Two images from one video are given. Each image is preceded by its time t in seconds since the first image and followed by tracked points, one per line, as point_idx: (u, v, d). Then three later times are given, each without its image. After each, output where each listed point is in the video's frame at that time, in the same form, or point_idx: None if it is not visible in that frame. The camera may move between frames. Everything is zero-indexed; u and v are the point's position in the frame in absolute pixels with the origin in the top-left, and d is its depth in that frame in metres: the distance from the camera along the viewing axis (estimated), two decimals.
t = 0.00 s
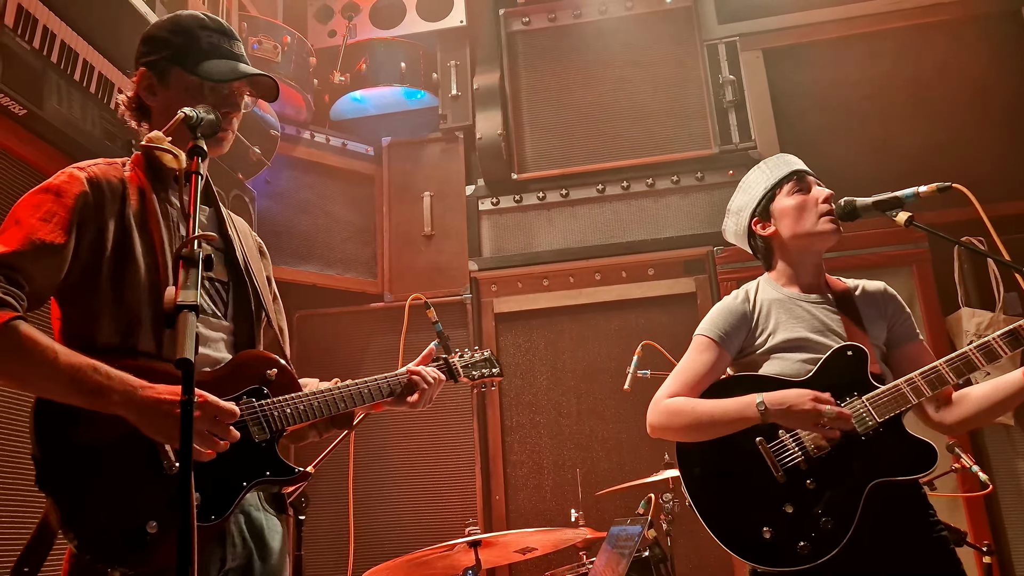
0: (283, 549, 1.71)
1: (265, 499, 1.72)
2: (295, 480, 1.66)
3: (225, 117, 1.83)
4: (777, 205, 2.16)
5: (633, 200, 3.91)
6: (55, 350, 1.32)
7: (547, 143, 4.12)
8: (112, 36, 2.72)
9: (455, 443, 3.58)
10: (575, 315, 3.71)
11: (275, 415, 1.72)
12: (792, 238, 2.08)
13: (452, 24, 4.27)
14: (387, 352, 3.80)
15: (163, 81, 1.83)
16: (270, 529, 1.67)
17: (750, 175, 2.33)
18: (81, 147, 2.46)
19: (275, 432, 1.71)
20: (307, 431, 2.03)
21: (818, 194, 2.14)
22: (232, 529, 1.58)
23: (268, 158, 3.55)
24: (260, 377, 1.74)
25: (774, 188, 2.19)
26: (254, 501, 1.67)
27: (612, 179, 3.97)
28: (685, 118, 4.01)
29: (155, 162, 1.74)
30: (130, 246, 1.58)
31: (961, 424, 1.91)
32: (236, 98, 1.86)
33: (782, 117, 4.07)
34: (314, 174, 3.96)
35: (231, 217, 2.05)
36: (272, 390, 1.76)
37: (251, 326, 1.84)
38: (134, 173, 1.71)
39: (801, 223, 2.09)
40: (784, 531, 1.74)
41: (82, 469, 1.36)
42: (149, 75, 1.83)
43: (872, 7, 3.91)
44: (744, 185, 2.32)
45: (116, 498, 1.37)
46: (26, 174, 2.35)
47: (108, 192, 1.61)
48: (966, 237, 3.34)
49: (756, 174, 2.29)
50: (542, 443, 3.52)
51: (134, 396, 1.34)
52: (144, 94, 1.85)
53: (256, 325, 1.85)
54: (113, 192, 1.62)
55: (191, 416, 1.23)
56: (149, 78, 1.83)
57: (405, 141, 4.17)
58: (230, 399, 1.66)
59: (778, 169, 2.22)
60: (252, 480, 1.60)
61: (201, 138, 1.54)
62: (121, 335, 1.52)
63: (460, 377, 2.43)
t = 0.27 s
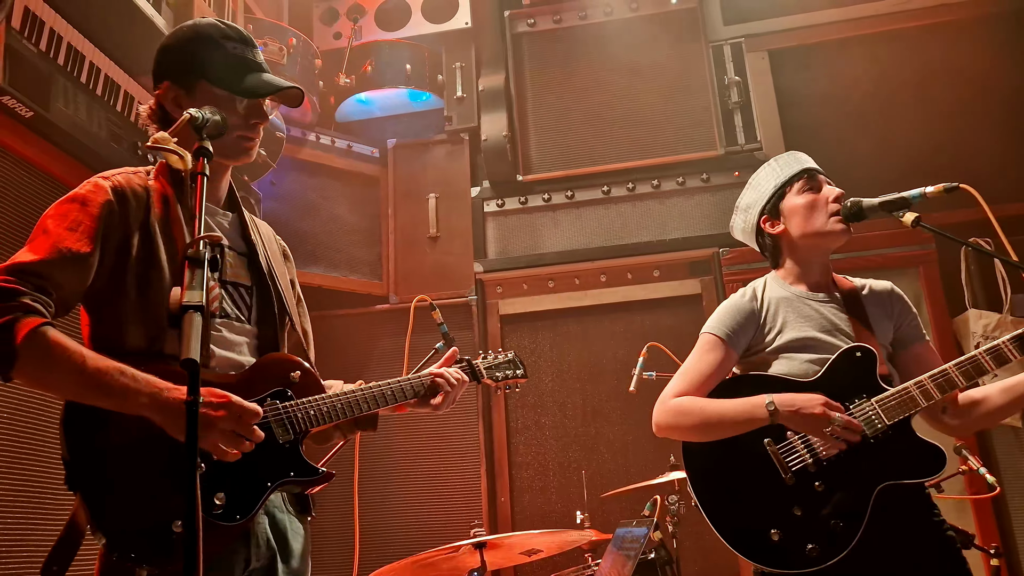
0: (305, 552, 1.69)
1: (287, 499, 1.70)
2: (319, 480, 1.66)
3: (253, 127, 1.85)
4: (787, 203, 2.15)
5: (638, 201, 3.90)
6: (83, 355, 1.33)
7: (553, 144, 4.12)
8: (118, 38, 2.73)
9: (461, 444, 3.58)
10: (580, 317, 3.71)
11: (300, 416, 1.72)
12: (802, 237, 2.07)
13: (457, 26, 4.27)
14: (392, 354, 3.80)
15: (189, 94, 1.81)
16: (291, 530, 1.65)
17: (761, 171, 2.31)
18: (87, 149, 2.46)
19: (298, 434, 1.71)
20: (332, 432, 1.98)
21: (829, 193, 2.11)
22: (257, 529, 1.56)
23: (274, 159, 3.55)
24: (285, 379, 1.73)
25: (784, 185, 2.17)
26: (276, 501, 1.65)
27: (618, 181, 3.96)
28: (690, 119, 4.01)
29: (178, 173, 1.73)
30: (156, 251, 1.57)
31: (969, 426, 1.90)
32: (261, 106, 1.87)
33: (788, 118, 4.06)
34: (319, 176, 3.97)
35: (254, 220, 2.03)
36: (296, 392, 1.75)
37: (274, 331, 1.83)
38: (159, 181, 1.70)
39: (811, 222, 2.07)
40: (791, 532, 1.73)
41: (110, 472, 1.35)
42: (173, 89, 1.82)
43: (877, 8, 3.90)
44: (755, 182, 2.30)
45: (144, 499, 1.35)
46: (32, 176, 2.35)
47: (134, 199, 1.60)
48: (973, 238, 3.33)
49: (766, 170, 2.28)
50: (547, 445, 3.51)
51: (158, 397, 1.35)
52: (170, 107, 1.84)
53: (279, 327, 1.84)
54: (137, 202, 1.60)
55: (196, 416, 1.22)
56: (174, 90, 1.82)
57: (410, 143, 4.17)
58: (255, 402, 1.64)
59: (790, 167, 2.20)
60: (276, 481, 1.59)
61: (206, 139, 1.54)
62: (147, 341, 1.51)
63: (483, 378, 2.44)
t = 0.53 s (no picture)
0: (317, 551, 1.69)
1: (298, 500, 1.70)
2: (327, 482, 1.65)
3: (273, 139, 1.86)
4: (789, 202, 2.15)
5: (640, 201, 3.91)
6: (95, 356, 1.33)
7: (554, 145, 4.12)
8: (120, 37, 2.73)
9: (462, 444, 3.58)
10: (582, 317, 3.71)
11: (309, 418, 1.70)
12: (803, 237, 2.07)
13: (458, 26, 4.28)
14: (393, 354, 3.80)
15: (212, 100, 1.82)
16: (302, 530, 1.64)
17: (763, 169, 2.31)
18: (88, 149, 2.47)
19: (308, 436, 1.70)
20: (343, 435, 2.01)
21: (831, 192, 2.11)
22: (268, 528, 1.56)
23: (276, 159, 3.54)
24: (295, 383, 1.72)
25: (785, 184, 2.17)
26: (288, 502, 1.65)
27: (620, 181, 3.97)
28: (692, 120, 4.01)
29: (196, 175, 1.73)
30: (169, 253, 1.57)
31: (970, 420, 1.90)
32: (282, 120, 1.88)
33: (790, 118, 4.06)
34: (321, 176, 3.97)
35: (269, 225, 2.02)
36: (307, 395, 1.74)
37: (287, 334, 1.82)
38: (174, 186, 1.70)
39: (812, 221, 2.07)
40: (791, 528, 1.73)
41: (123, 471, 1.35)
42: (196, 95, 1.82)
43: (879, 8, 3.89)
44: (757, 178, 2.30)
45: (157, 498, 1.35)
46: (34, 175, 2.36)
47: (148, 203, 1.61)
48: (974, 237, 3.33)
49: (769, 167, 2.27)
50: (549, 445, 3.51)
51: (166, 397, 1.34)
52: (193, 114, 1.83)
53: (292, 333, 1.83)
54: (152, 206, 1.61)
55: (196, 412, 1.23)
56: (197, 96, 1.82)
57: (412, 143, 4.18)
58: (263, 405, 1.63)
59: (792, 165, 2.20)
60: (286, 482, 1.58)
61: (207, 137, 1.54)
62: (161, 344, 1.51)
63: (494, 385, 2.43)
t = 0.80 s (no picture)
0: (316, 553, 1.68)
1: (298, 502, 1.69)
2: (329, 484, 1.63)
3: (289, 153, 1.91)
4: (785, 202, 2.15)
5: (638, 203, 3.91)
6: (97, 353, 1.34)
7: (554, 147, 4.12)
8: (120, 39, 2.74)
9: (461, 445, 3.58)
10: (581, 318, 3.71)
11: (312, 421, 1.70)
12: (798, 237, 2.07)
13: (458, 28, 4.29)
14: (393, 355, 3.81)
15: (235, 113, 1.82)
16: (302, 530, 1.64)
17: (760, 167, 2.31)
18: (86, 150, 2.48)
19: (310, 438, 1.69)
20: (355, 437, 2.04)
21: (827, 192, 2.11)
22: (267, 528, 1.55)
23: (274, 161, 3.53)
24: (298, 386, 1.73)
25: (781, 184, 2.17)
26: (288, 502, 1.65)
27: (619, 183, 3.97)
28: (691, 121, 4.01)
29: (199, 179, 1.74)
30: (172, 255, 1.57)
31: (965, 414, 1.91)
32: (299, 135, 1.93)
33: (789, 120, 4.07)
34: (320, 178, 3.97)
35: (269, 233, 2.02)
36: (309, 398, 1.75)
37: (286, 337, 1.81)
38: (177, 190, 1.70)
39: (808, 221, 2.07)
40: (788, 525, 1.73)
41: (125, 471, 1.35)
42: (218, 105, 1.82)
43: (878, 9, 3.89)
44: (754, 175, 2.29)
45: (160, 496, 1.35)
46: (33, 176, 2.36)
47: (150, 207, 1.61)
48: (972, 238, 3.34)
49: (766, 165, 2.27)
50: (547, 447, 3.51)
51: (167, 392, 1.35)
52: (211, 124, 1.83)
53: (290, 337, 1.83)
54: (154, 209, 1.61)
55: (192, 412, 1.23)
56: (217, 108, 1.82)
57: (411, 145, 4.18)
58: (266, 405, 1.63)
59: (790, 164, 2.19)
60: (287, 483, 1.57)
61: (202, 139, 1.54)
62: (164, 347, 1.51)
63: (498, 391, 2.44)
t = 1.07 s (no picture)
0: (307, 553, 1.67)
1: (291, 501, 1.68)
2: (322, 485, 1.64)
3: (288, 150, 1.91)
4: (785, 203, 2.15)
5: (638, 205, 3.92)
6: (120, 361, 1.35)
7: (554, 150, 4.13)
8: (121, 42, 2.75)
9: (460, 446, 3.59)
10: (580, 320, 3.72)
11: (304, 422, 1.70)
12: (796, 238, 2.08)
13: (458, 30, 4.29)
14: (393, 357, 3.81)
15: (235, 109, 1.83)
16: (293, 528, 1.63)
17: (761, 167, 2.31)
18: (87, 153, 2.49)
19: (303, 439, 1.70)
20: (351, 437, 2.05)
21: (826, 194, 2.12)
22: (258, 529, 1.54)
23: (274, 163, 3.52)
24: (291, 386, 1.73)
25: (781, 186, 2.17)
26: (280, 502, 1.64)
27: (618, 185, 3.98)
28: (690, 124, 4.03)
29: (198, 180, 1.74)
30: (174, 258, 1.58)
31: (965, 411, 1.92)
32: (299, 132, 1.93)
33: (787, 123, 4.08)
34: (320, 180, 3.98)
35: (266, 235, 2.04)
36: (303, 399, 1.75)
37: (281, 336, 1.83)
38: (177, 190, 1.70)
39: (808, 222, 2.07)
40: (788, 526, 1.74)
41: (124, 470, 1.36)
42: (218, 101, 1.83)
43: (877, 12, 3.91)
44: (754, 176, 2.30)
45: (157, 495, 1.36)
46: (33, 178, 2.37)
47: (154, 208, 1.61)
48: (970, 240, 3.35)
49: (766, 166, 2.27)
50: (547, 448, 3.52)
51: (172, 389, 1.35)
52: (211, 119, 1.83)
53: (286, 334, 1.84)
54: (159, 208, 1.61)
55: (192, 413, 1.24)
56: (218, 103, 1.83)
57: (411, 147, 4.19)
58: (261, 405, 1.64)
59: (790, 166, 2.19)
60: (280, 483, 1.57)
61: (203, 140, 1.54)
62: (163, 347, 1.52)
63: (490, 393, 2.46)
